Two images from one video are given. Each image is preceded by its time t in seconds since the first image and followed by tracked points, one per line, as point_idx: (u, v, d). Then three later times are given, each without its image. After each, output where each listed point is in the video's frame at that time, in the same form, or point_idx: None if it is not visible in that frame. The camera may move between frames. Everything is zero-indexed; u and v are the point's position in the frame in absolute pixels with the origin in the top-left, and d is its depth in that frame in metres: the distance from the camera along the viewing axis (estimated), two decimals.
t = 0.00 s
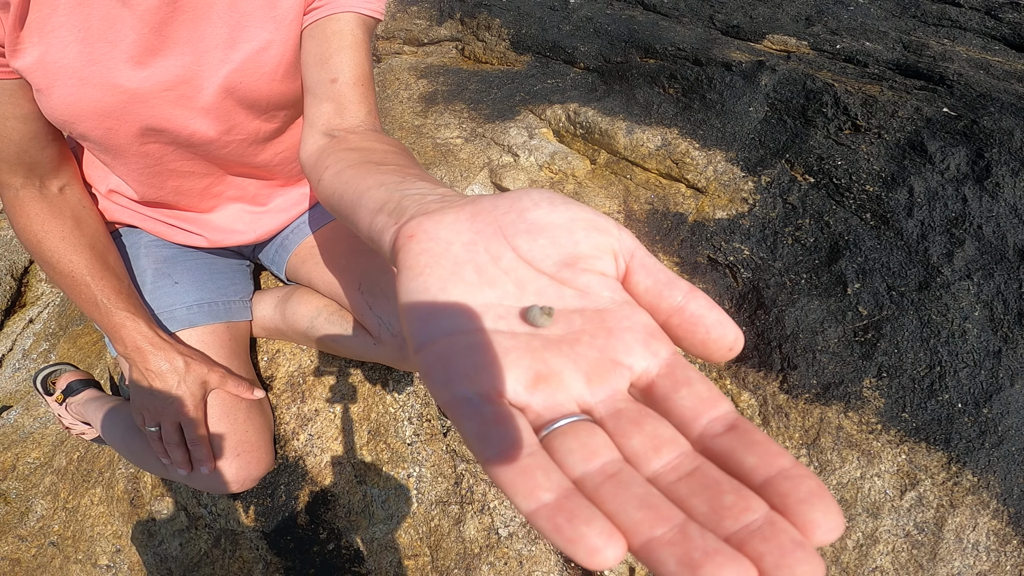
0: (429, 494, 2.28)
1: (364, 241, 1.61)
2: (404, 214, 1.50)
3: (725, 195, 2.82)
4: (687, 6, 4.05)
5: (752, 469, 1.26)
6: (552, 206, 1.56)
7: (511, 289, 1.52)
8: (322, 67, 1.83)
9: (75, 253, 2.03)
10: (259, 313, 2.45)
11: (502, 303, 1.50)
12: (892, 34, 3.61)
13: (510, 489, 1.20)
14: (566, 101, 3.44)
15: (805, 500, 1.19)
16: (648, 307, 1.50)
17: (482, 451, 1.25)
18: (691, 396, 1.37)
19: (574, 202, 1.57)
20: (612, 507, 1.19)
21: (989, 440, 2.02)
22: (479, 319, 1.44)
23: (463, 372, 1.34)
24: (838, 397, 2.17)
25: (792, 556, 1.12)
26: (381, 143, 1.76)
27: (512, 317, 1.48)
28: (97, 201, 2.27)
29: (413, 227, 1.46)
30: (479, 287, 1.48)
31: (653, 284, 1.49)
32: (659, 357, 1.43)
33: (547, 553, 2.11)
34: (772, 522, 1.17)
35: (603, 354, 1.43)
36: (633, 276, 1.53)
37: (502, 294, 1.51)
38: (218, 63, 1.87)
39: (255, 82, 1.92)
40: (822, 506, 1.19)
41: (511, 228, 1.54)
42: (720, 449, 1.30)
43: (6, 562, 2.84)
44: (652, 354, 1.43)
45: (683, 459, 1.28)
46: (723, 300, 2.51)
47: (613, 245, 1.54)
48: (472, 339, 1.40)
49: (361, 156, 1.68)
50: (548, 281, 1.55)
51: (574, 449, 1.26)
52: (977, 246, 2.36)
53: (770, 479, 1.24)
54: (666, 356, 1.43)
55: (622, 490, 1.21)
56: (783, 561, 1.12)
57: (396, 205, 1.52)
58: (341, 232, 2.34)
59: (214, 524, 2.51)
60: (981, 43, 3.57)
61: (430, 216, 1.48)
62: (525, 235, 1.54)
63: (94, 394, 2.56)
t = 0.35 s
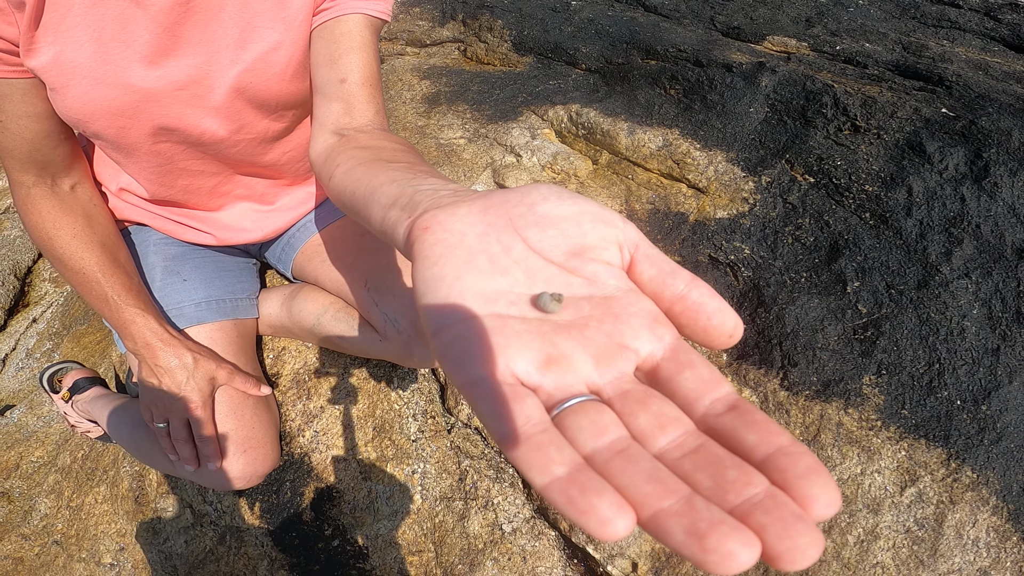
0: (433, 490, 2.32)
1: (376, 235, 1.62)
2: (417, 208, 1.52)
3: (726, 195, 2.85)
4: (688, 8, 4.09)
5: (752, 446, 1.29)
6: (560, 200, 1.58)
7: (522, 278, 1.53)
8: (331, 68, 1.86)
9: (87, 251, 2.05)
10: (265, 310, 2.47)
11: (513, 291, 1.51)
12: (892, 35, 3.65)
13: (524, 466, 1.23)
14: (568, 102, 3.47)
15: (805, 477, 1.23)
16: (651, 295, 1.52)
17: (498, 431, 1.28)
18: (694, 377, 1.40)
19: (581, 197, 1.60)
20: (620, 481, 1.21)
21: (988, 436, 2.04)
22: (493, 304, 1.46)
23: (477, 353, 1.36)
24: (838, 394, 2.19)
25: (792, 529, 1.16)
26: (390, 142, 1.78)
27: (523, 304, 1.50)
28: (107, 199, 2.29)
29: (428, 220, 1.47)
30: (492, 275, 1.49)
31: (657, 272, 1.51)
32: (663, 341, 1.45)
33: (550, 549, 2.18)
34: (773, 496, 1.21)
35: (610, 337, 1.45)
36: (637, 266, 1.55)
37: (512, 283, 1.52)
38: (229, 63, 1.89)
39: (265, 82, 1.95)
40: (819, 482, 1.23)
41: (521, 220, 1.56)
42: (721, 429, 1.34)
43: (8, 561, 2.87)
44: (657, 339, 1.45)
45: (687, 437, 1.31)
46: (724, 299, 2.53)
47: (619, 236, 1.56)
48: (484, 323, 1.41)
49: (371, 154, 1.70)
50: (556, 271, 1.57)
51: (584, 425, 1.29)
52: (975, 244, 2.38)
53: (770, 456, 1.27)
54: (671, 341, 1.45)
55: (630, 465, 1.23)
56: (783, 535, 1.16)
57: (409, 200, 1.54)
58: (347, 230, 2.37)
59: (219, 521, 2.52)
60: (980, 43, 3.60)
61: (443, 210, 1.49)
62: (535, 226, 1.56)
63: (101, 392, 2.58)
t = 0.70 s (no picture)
0: (435, 488, 2.36)
1: (378, 238, 1.65)
2: (418, 212, 1.55)
3: (724, 197, 2.88)
4: (687, 10, 4.12)
5: (725, 438, 1.32)
6: (553, 206, 1.61)
7: (515, 280, 1.56)
8: (336, 72, 1.90)
9: (95, 250, 2.08)
10: (269, 309, 2.50)
11: (505, 292, 1.54)
12: (890, 37, 3.68)
13: (514, 454, 1.26)
14: (568, 104, 3.50)
15: (772, 467, 1.26)
16: (638, 297, 1.53)
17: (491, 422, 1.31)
18: (674, 373, 1.42)
19: (574, 203, 1.62)
20: (602, 470, 1.24)
21: (983, 435, 2.05)
22: (488, 304, 1.49)
23: (472, 348, 1.39)
24: (835, 393, 2.21)
25: (759, 516, 1.19)
26: (392, 147, 1.80)
27: (516, 305, 1.53)
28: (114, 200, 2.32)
29: (428, 224, 1.51)
30: (488, 277, 1.52)
31: (643, 275, 1.52)
32: (646, 341, 1.46)
33: (549, 545, 2.22)
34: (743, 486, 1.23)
35: (598, 336, 1.48)
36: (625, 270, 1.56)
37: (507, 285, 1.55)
38: (236, 66, 1.92)
39: (271, 85, 1.98)
40: (786, 473, 1.26)
41: (516, 226, 1.59)
42: (698, 422, 1.35)
43: (12, 560, 2.86)
44: (641, 339, 1.47)
45: (666, 429, 1.33)
46: (723, 299, 2.56)
47: (608, 240, 1.58)
48: (478, 322, 1.44)
49: (374, 159, 1.73)
50: (548, 274, 1.59)
51: (570, 417, 1.32)
52: (971, 245, 2.41)
53: (743, 448, 1.30)
54: (654, 340, 1.46)
55: (611, 455, 1.26)
56: (750, 522, 1.19)
57: (410, 204, 1.57)
58: (350, 231, 2.39)
59: (222, 519, 2.55)
60: (978, 45, 3.63)
61: (443, 215, 1.53)
62: (529, 232, 1.59)
63: (106, 391, 2.62)
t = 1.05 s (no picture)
0: (434, 484, 2.38)
1: (381, 233, 1.67)
2: (418, 204, 1.57)
3: (722, 197, 2.90)
4: (687, 12, 4.15)
5: (715, 413, 1.34)
6: (548, 194, 1.60)
7: (511, 265, 1.56)
8: (338, 74, 1.93)
9: (100, 249, 2.11)
10: (271, 308, 2.52)
11: (500, 275, 1.54)
12: (888, 38, 3.71)
13: (509, 427, 1.29)
14: (567, 106, 3.53)
15: (761, 440, 1.28)
16: (631, 281, 1.55)
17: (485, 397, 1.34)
18: (665, 351, 1.43)
19: (567, 193, 1.62)
20: (594, 444, 1.27)
21: (978, 433, 2.07)
22: (484, 287, 1.49)
23: (469, 328, 1.41)
24: (830, 391, 2.23)
25: (748, 489, 1.22)
26: (394, 146, 1.83)
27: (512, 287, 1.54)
28: (119, 200, 2.35)
29: (428, 214, 1.52)
30: (484, 262, 1.52)
31: (637, 262, 1.54)
32: (639, 320, 1.47)
33: (547, 542, 2.24)
34: (732, 458, 1.26)
35: (591, 316, 1.49)
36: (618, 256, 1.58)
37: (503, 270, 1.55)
38: (239, 67, 1.95)
39: (275, 86, 2.01)
40: (775, 447, 1.28)
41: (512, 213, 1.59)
42: (689, 398, 1.37)
43: (12, 558, 2.89)
44: (633, 318, 1.48)
45: (658, 405, 1.36)
46: (719, 299, 2.57)
47: (602, 227, 1.57)
48: (474, 303, 1.45)
49: (376, 157, 1.76)
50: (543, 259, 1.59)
51: (564, 392, 1.35)
52: (966, 245, 2.43)
53: (732, 422, 1.32)
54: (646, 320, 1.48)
55: (603, 429, 1.29)
56: (740, 494, 1.21)
57: (411, 197, 1.60)
58: (352, 231, 2.42)
59: (223, 515, 2.57)
60: (976, 46, 3.66)
61: (442, 206, 1.54)
62: (525, 219, 1.59)
63: (109, 389, 2.65)
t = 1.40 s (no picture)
0: (434, 480, 2.43)
1: (384, 236, 1.70)
2: (419, 207, 1.60)
3: (719, 200, 2.94)
4: (687, 16, 4.20)
5: (688, 395, 1.37)
6: (539, 196, 1.63)
7: (505, 263, 1.57)
8: (342, 81, 1.98)
9: (111, 249, 2.16)
10: (276, 307, 2.57)
11: (494, 272, 1.55)
12: (886, 41, 3.75)
13: (498, 407, 1.31)
14: (567, 109, 3.58)
15: (730, 421, 1.31)
16: (616, 278, 1.57)
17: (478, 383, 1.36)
18: (644, 340, 1.45)
19: (558, 195, 1.65)
20: (576, 423, 1.30)
21: (971, 432, 2.09)
22: (478, 283, 1.51)
23: (462, 319, 1.44)
24: (824, 390, 2.26)
25: (716, 464, 1.25)
26: (396, 151, 1.87)
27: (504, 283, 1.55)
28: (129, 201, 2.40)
29: (428, 216, 1.56)
30: (479, 260, 1.54)
31: (623, 259, 1.55)
32: (621, 313, 1.49)
33: (545, 538, 2.27)
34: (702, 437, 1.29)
35: (577, 308, 1.50)
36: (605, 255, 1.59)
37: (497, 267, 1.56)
38: (247, 74, 1.99)
39: (281, 92, 2.05)
40: (742, 427, 1.31)
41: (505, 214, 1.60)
42: (664, 382, 1.40)
43: (15, 555, 2.92)
44: (615, 311, 1.49)
45: (636, 388, 1.38)
46: (716, 299, 2.61)
47: (589, 226, 1.60)
48: (468, 297, 1.47)
49: (380, 162, 1.80)
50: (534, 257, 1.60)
51: (550, 376, 1.37)
52: (960, 246, 2.47)
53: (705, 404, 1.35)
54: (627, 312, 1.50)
55: (585, 409, 1.31)
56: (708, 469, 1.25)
57: (412, 201, 1.63)
58: (355, 232, 2.47)
59: (226, 512, 2.59)
60: (974, 48, 3.69)
61: (441, 207, 1.58)
62: (517, 219, 1.60)
63: (116, 387, 2.69)
